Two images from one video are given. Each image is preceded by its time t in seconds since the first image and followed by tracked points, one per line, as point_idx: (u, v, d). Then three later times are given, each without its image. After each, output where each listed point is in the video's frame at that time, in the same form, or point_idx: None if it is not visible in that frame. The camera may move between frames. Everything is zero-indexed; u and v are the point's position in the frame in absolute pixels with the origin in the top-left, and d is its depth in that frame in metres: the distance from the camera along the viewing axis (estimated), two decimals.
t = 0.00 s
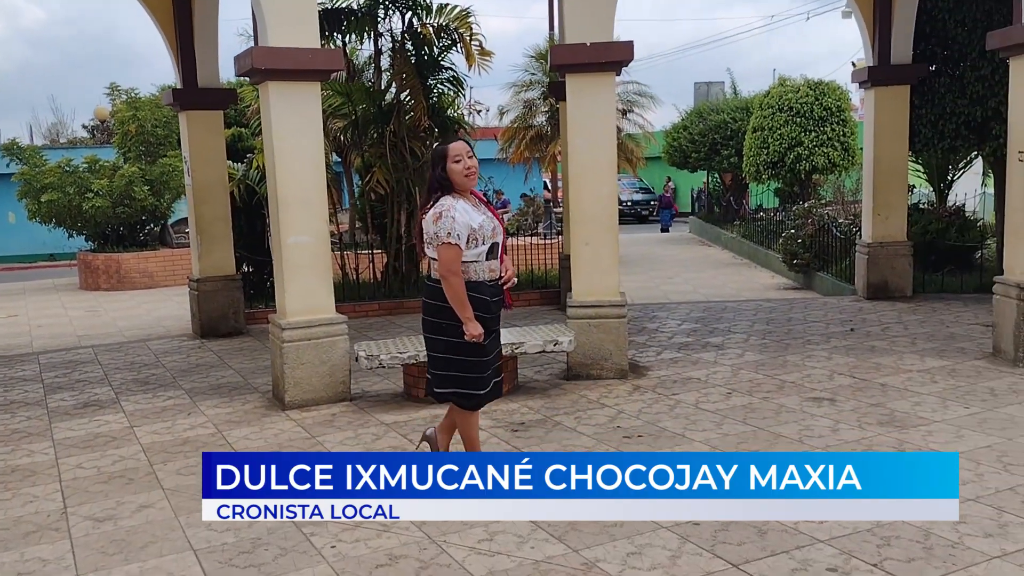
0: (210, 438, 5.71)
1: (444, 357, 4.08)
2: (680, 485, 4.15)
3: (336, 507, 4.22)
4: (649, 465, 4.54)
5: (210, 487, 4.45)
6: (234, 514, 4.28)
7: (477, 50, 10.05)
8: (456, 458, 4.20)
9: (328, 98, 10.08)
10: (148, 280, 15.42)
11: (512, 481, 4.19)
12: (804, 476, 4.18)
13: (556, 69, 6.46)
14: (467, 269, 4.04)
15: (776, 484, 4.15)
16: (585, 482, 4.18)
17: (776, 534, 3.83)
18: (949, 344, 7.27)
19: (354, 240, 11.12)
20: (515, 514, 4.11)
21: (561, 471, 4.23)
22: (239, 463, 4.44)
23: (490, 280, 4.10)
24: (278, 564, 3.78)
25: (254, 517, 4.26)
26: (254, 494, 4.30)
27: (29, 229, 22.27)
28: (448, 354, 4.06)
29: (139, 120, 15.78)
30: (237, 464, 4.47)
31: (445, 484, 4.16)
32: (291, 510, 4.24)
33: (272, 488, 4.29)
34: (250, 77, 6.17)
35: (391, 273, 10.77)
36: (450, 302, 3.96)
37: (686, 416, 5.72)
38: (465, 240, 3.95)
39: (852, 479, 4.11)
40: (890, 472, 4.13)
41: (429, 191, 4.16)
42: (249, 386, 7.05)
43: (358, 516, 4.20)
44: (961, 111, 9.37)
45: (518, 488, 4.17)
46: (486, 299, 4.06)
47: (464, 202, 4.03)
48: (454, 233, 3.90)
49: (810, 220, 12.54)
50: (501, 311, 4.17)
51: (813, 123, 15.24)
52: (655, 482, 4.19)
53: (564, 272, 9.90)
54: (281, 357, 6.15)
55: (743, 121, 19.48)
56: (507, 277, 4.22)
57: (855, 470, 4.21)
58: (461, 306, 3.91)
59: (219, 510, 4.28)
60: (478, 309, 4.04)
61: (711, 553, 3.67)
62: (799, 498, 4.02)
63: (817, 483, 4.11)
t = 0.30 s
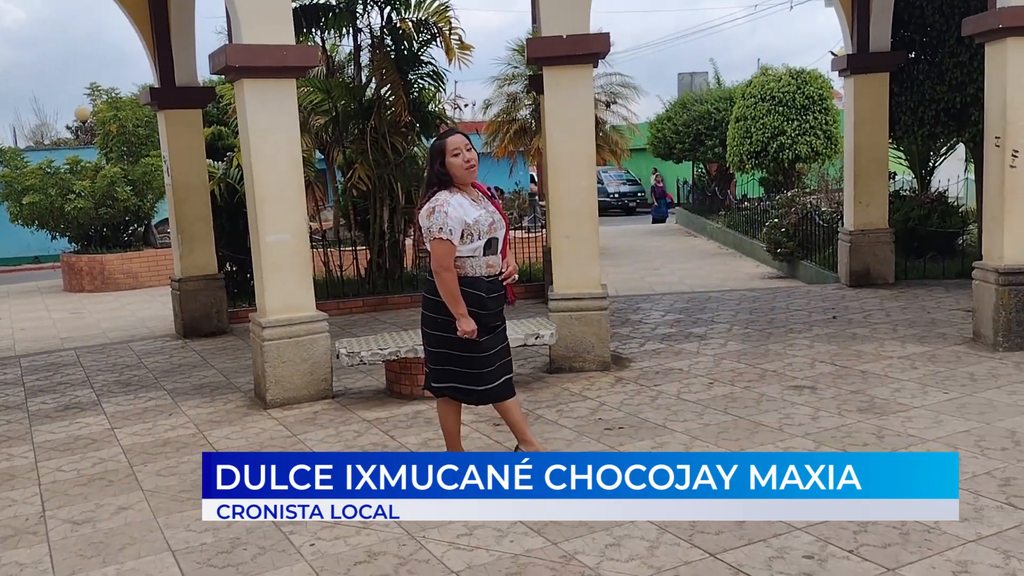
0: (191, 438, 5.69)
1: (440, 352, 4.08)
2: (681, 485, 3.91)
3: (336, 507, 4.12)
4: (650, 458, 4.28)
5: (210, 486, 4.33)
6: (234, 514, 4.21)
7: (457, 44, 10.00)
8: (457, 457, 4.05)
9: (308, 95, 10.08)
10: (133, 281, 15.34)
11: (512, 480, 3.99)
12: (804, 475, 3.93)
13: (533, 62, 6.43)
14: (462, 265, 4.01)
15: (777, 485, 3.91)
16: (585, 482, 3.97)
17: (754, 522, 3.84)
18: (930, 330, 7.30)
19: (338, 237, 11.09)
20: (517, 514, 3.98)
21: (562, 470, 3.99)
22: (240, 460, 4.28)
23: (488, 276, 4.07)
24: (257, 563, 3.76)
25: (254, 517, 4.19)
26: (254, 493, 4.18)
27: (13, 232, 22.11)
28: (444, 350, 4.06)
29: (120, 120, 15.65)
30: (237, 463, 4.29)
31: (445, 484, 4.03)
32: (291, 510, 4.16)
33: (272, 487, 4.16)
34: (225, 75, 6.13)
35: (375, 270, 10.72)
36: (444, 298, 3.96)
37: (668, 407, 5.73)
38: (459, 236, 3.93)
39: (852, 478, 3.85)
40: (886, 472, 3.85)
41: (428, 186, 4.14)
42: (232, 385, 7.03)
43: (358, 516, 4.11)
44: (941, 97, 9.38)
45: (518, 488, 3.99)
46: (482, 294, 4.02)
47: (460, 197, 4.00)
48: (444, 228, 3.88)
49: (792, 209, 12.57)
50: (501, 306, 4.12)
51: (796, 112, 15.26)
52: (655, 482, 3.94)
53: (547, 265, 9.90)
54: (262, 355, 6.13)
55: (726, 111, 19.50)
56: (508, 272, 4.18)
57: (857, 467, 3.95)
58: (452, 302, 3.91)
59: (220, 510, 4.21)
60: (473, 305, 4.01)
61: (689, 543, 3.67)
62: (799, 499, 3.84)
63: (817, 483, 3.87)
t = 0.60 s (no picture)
0: (172, 433, 5.69)
1: (448, 346, 4.15)
2: (681, 484, 3.83)
3: (336, 507, 4.04)
4: (651, 459, 4.21)
5: (210, 486, 4.28)
6: (234, 514, 4.14)
7: (441, 37, 9.97)
8: (458, 457, 4.05)
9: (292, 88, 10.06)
10: (121, 275, 15.30)
11: (512, 481, 3.95)
12: (804, 474, 3.84)
13: (513, 55, 6.41)
14: (469, 257, 4.06)
15: (776, 484, 3.81)
16: (585, 481, 3.90)
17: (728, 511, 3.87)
18: (911, 319, 7.34)
19: (325, 231, 11.08)
20: (515, 515, 3.90)
21: (562, 470, 3.92)
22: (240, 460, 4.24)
23: (496, 269, 4.09)
24: (232, 558, 3.77)
25: (254, 517, 4.12)
26: (254, 493, 4.13)
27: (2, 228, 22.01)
28: (451, 344, 4.13)
29: (107, 114, 15.60)
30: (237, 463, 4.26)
31: (445, 484, 3.98)
32: (291, 510, 4.08)
33: (272, 487, 4.11)
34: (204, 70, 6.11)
35: (361, 264, 10.67)
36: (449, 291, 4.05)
37: (648, 398, 5.75)
38: (460, 229, 3.98)
39: (852, 478, 3.78)
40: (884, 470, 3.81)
41: (441, 180, 4.21)
42: (215, 380, 7.03)
43: (358, 516, 4.05)
44: (924, 87, 9.43)
45: (518, 488, 3.94)
46: (488, 288, 4.07)
47: (465, 190, 4.06)
48: (446, 221, 3.96)
49: (778, 200, 12.61)
50: (512, 300, 4.13)
51: (782, 103, 15.30)
52: (655, 482, 3.86)
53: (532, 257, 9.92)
54: (244, 350, 6.13)
55: (714, 102, 19.52)
56: (519, 266, 4.14)
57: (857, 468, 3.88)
58: (455, 294, 3.99)
59: (219, 510, 4.14)
60: (478, 297, 4.07)
61: (663, 533, 3.70)
62: (799, 499, 3.75)
63: (817, 483, 3.79)
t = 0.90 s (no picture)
0: (142, 433, 5.66)
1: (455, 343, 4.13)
2: (681, 484, 3.82)
3: (336, 507, 4.02)
4: (652, 459, 4.20)
5: (210, 486, 4.21)
6: (234, 514, 4.10)
7: (420, 36, 9.93)
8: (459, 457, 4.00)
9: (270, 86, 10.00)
10: (100, 274, 15.19)
11: (512, 481, 3.91)
12: (805, 474, 3.82)
13: (487, 54, 6.38)
14: (469, 252, 4.04)
15: (776, 484, 3.78)
16: (585, 481, 3.89)
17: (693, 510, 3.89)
18: (884, 319, 7.38)
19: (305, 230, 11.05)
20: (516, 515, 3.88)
21: (562, 470, 3.92)
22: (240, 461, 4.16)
23: (497, 264, 4.06)
24: (196, 559, 3.76)
25: (254, 517, 4.08)
26: (254, 493, 4.08)
27: None
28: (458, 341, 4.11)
29: (86, 112, 15.50)
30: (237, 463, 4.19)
31: (445, 484, 3.95)
32: (291, 510, 4.05)
33: (272, 487, 4.05)
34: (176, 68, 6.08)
35: (340, 264, 10.60)
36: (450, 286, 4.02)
37: (620, 398, 5.76)
38: (459, 224, 3.96)
39: (852, 478, 3.77)
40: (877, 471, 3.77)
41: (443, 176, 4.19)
42: (189, 380, 7.00)
43: (358, 516, 4.01)
44: (899, 89, 9.51)
45: (518, 488, 3.90)
46: (489, 281, 4.04)
47: (464, 185, 4.04)
48: (444, 217, 3.94)
49: (757, 200, 12.66)
50: (514, 294, 4.10)
51: (762, 103, 15.36)
52: (656, 482, 3.85)
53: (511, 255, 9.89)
54: (216, 349, 6.11)
55: (697, 103, 19.58)
56: (522, 260, 4.11)
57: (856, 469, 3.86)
58: (456, 289, 3.95)
59: (219, 510, 4.10)
60: (480, 292, 4.04)
61: (627, 532, 3.71)
62: (799, 499, 3.73)
63: (817, 483, 3.77)
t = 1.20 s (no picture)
0: (93, 433, 5.58)
1: (442, 344, 4.08)
2: (681, 485, 3.83)
3: (336, 507, 3.98)
4: (653, 459, 4.23)
5: (209, 486, 4.15)
6: (234, 514, 4.03)
7: (383, 34, 9.90)
8: (457, 458, 4.03)
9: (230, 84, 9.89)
10: (59, 272, 14.93)
11: (512, 481, 3.95)
12: (805, 474, 3.87)
13: (447, 53, 6.36)
14: (461, 254, 4.00)
15: (776, 484, 3.82)
16: (585, 481, 3.92)
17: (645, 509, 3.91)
18: (839, 321, 7.50)
19: (267, 229, 10.98)
20: (517, 515, 3.88)
21: (561, 470, 3.95)
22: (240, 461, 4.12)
23: (487, 266, 4.05)
24: (142, 560, 3.72)
25: (254, 518, 4.02)
26: (254, 493, 4.03)
27: None
28: (445, 342, 4.07)
29: (46, 107, 15.27)
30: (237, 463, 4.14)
31: (445, 484, 3.96)
32: (292, 510, 4.01)
33: (273, 488, 4.02)
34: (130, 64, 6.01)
35: (302, 263, 10.50)
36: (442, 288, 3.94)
37: (577, 398, 5.79)
38: (454, 225, 3.90)
39: (852, 478, 3.81)
40: (877, 472, 3.83)
41: (428, 175, 4.12)
42: (143, 379, 6.91)
43: (358, 516, 3.97)
44: (856, 94, 9.65)
45: (518, 488, 3.93)
46: (482, 285, 4.01)
47: (457, 186, 3.99)
48: (440, 218, 3.87)
49: (719, 203, 12.77)
50: (501, 297, 4.12)
51: (725, 107, 15.48)
52: (655, 482, 3.87)
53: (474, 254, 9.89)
54: (170, 348, 6.04)
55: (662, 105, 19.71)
56: (508, 265, 4.17)
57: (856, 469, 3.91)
58: (450, 292, 3.89)
59: (219, 511, 4.03)
60: (473, 295, 4.00)
61: (576, 531, 3.73)
62: (799, 499, 3.76)
63: (817, 483, 3.81)
